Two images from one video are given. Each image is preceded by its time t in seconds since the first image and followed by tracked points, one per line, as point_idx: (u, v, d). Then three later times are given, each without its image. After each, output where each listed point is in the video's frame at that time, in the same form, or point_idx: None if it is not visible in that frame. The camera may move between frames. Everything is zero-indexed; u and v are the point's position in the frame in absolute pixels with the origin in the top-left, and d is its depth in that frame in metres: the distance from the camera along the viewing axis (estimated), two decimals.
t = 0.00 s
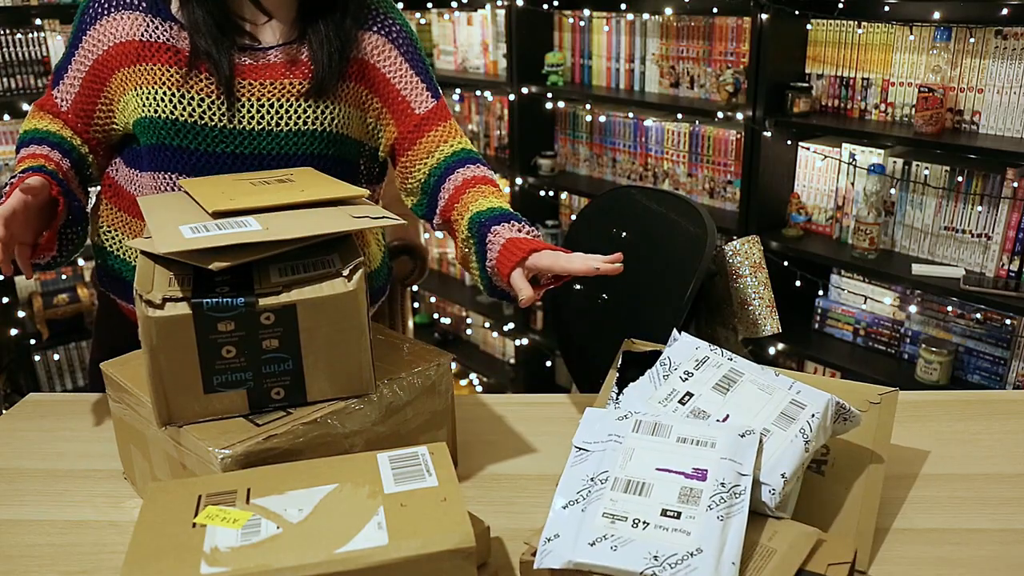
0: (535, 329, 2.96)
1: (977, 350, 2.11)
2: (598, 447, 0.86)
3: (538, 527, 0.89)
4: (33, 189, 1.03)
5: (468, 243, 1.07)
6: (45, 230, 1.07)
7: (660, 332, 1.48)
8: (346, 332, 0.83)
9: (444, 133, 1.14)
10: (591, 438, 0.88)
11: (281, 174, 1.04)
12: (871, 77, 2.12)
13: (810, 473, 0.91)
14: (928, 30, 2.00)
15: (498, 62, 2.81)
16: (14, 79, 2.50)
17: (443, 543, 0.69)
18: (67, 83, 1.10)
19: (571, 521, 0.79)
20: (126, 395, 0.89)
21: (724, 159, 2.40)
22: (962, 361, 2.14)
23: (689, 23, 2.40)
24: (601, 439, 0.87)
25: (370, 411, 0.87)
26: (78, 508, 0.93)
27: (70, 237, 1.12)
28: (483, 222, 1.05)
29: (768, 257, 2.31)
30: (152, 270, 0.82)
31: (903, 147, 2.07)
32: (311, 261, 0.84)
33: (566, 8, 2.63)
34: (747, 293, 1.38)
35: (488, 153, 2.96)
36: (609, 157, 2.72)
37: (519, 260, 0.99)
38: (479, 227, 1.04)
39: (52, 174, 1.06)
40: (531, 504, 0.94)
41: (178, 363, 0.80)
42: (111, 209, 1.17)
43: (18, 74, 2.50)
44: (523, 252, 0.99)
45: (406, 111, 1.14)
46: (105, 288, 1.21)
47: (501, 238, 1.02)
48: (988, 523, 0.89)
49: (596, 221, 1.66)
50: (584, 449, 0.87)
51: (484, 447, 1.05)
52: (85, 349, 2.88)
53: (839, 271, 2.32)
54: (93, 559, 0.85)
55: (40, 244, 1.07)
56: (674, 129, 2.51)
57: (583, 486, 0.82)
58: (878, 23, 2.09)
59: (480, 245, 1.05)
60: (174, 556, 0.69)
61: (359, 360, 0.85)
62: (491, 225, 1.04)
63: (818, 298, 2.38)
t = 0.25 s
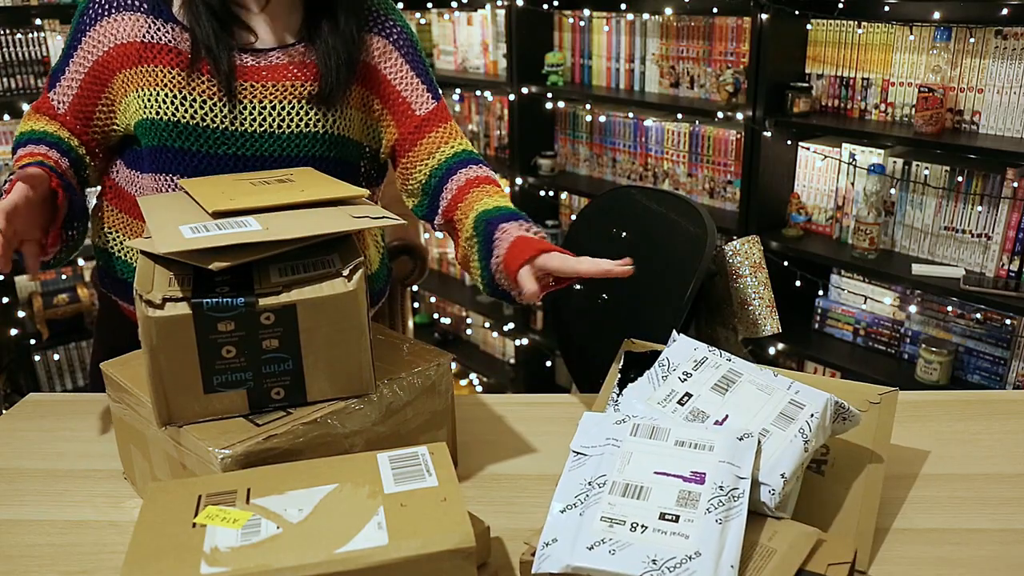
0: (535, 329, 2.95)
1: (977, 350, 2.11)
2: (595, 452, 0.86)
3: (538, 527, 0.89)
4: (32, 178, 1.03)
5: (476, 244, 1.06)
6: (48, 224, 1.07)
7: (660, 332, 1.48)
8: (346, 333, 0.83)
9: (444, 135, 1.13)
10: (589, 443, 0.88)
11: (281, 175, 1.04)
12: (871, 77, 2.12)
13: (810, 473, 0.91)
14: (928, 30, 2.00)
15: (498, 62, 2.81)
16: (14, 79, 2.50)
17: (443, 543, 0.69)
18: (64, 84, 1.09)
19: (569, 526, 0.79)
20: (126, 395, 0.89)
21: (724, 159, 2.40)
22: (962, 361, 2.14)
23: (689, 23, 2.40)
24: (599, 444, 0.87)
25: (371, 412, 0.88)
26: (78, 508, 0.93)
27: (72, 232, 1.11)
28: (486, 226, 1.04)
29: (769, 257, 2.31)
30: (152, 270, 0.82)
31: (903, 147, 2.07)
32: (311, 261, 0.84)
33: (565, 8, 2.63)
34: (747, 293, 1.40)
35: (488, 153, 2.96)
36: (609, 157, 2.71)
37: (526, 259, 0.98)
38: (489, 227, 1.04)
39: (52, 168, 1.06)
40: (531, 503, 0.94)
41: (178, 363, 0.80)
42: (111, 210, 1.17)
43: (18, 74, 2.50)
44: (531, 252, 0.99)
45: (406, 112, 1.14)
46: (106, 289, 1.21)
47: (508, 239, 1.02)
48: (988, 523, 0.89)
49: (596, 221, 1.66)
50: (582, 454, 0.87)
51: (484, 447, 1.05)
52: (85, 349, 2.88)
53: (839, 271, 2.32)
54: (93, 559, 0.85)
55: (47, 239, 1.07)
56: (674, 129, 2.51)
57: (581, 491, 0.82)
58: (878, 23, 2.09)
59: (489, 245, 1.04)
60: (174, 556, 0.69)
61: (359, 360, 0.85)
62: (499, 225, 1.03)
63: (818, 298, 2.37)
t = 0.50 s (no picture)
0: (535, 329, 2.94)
1: (978, 350, 2.11)
2: (593, 456, 0.86)
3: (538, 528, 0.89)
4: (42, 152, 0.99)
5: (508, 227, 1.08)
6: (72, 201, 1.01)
7: (660, 332, 1.48)
8: (346, 333, 0.83)
9: (444, 129, 1.13)
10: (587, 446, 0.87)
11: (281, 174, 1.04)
12: (871, 77, 2.12)
13: (810, 473, 0.91)
14: (928, 30, 2.00)
15: (498, 62, 2.81)
16: (14, 79, 2.50)
17: (443, 543, 0.69)
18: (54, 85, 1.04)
19: (567, 530, 0.78)
20: (126, 396, 0.89)
21: (724, 159, 2.40)
22: (962, 362, 2.14)
23: (689, 23, 2.40)
24: (597, 448, 0.87)
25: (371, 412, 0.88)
26: (78, 508, 0.93)
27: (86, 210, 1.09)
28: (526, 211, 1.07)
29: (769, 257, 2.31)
30: (152, 270, 0.82)
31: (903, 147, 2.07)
32: (311, 261, 0.84)
33: (565, 8, 2.63)
34: (746, 293, 1.44)
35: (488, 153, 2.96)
36: (609, 157, 2.71)
37: (571, 239, 1.02)
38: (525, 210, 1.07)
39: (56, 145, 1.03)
40: (531, 503, 0.94)
41: (178, 363, 0.80)
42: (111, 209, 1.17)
43: (18, 74, 2.50)
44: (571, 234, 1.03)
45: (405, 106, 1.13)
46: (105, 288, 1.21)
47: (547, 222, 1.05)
48: (989, 523, 0.89)
49: (596, 221, 1.66)
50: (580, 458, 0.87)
51: (484, 447, 1.05)
52: (85, 349, 2.88)
53: (839, 271, 2.32)
54: (93, 559, 0.85)
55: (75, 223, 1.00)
56: (674, 129, 2.50)
57: (578, 495, 0.82)
58: (878, 23, 2.09)
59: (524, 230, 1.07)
60: (174, 556, 0.69)
61: (359, 360, 0.85)
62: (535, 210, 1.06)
63: (818, 298, 2.37)
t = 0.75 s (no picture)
0: (535, 329, 2.94)
1: (977, 350, 2.11)
2: (592, 461, 0.86)
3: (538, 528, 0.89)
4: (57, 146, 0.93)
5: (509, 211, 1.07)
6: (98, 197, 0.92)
7: (660, 332, 1.48)
8: (346, 334, 0.83)
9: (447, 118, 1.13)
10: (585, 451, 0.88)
11: (282, 173, 1.04)
12: (871, 77, 2.12)
13: (810, 474, 0.91)
14: (928, 30, 2.00)
15: (498, 62, 2.81)
16: (14, 79, 2.50)
17: (443, 543, 0.69)
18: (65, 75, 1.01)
19: (564, 535, 0.78)
20: (126, 395, 0.89)
21: (724, 159, 2.40)
22: (962, 361, 2.14)
23: (689, 23, 2.40)
24: (596, 453, 0.87)
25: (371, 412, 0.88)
26: (78, 508, 0.93)
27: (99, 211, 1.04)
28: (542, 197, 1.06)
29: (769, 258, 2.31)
30: (152, 270, 0.83)
31: (903, 147, 2.07)
32: (311, 261, 0.84)
33: (565, 8, 2.63)
34: (746, 293, 1.44)
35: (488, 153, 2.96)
36: (609, 157, 2.71)
37: (585, 223, 1.02)
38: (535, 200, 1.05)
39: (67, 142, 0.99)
40: (531, 503, 0.94)
41: (178, 363, 0.80)
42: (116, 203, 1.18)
43: (18, 75, 2.51)
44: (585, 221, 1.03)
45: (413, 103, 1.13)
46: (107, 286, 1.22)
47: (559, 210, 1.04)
48: (989, 523, 0.89)
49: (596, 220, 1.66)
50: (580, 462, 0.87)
51: (484, 447, 1.05)
52: (85, 349, 2.88)
53: (839, 271, 2.32)
54: (94, 559, 0.85)
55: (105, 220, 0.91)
56: (674, 129, 2.50)
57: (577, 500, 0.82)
58: (878, 22, 2.09)
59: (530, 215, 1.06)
60: (173, 556, 0.69)
61: (359, 361, 0.85)
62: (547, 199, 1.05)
63: (818, 298, 2.37)
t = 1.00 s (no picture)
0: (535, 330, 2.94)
1: (977, 350, 2.11)
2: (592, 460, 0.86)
3: (538, 528, 0.89)
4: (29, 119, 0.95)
5: (536, 222, 1.18)
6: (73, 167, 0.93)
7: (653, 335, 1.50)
8: (346, 334, 0.83)
9: (535, 177, 1.19)
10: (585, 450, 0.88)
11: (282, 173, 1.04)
12: (871, 77, 2.12)
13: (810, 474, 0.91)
14: (928, 30, 2.00)
15: (498, 62, 2.81)
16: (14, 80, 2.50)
17: (443, 543, 0.69)
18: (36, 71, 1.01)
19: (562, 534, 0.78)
20: (126, 395, 0.90)
21: (724, 159, 2.40)
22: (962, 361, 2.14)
23: (689, 23, 2.40)
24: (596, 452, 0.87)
25: (370, 411, 0.88)
26: (78, 509, 0.93)
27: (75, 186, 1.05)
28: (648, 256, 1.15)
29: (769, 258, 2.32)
30: (152, 271, 0.83)
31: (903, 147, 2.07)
32: (311, 262, 0.84)
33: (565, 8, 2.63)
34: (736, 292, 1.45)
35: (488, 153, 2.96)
36: (609, 156, 2.71)
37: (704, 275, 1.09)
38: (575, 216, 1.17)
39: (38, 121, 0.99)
40: (530, 503, 0.94)
41: (177, 363, 0.80)
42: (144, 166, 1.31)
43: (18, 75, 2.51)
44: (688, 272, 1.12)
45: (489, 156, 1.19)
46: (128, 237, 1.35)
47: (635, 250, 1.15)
48: (989, 523, 0.89)
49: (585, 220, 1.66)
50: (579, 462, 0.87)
51: (484, 447, 1.05)
52: (85, 349, 2.88)
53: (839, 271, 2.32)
54: (94, 560, 0.85)
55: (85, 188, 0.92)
56: (674, 129, 2.50)
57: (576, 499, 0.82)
58: (878, 22, 2.09)
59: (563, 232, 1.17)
60: (173, 556, 0.69)
61: (360, 361, 0.85)
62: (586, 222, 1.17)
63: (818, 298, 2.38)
